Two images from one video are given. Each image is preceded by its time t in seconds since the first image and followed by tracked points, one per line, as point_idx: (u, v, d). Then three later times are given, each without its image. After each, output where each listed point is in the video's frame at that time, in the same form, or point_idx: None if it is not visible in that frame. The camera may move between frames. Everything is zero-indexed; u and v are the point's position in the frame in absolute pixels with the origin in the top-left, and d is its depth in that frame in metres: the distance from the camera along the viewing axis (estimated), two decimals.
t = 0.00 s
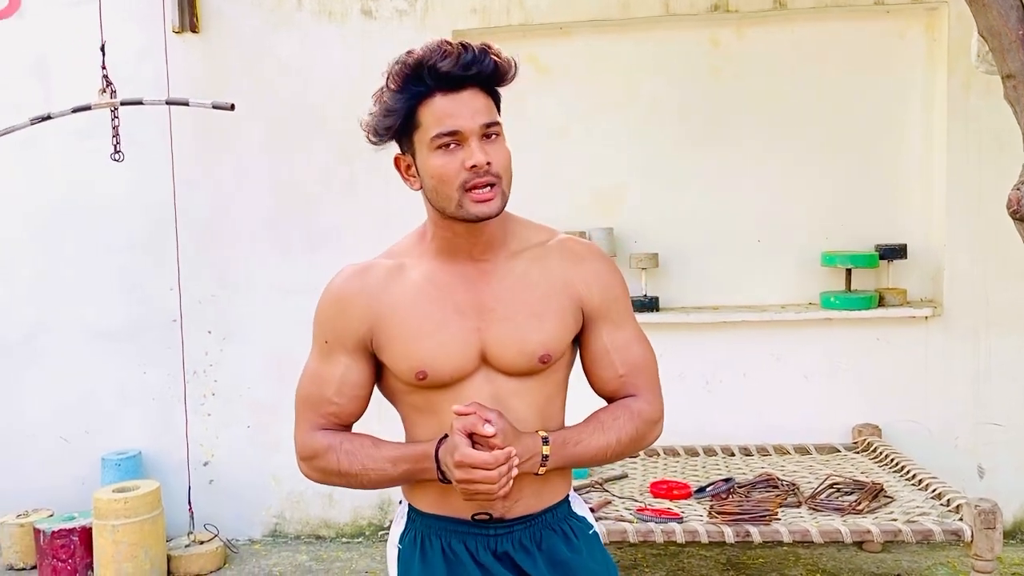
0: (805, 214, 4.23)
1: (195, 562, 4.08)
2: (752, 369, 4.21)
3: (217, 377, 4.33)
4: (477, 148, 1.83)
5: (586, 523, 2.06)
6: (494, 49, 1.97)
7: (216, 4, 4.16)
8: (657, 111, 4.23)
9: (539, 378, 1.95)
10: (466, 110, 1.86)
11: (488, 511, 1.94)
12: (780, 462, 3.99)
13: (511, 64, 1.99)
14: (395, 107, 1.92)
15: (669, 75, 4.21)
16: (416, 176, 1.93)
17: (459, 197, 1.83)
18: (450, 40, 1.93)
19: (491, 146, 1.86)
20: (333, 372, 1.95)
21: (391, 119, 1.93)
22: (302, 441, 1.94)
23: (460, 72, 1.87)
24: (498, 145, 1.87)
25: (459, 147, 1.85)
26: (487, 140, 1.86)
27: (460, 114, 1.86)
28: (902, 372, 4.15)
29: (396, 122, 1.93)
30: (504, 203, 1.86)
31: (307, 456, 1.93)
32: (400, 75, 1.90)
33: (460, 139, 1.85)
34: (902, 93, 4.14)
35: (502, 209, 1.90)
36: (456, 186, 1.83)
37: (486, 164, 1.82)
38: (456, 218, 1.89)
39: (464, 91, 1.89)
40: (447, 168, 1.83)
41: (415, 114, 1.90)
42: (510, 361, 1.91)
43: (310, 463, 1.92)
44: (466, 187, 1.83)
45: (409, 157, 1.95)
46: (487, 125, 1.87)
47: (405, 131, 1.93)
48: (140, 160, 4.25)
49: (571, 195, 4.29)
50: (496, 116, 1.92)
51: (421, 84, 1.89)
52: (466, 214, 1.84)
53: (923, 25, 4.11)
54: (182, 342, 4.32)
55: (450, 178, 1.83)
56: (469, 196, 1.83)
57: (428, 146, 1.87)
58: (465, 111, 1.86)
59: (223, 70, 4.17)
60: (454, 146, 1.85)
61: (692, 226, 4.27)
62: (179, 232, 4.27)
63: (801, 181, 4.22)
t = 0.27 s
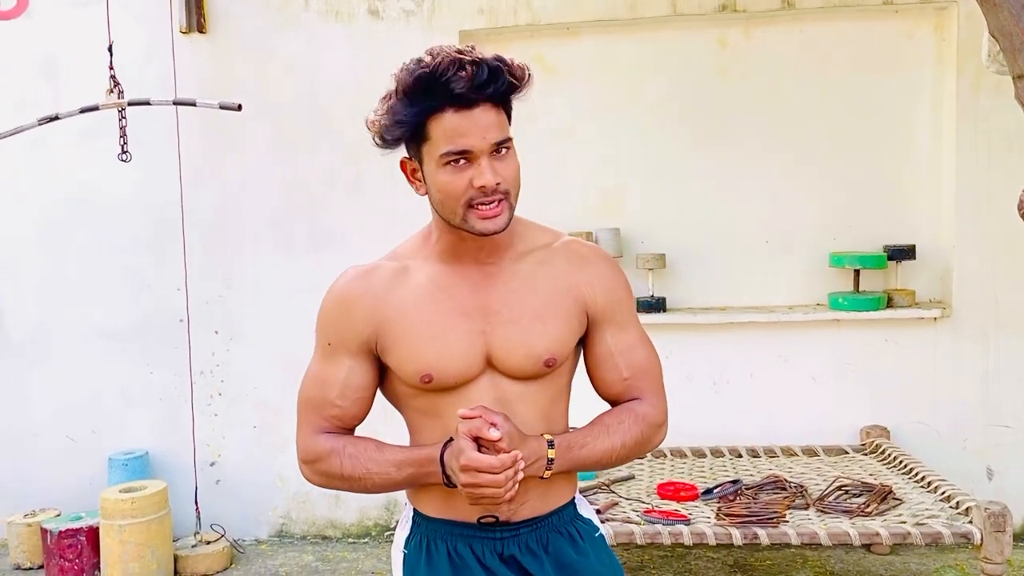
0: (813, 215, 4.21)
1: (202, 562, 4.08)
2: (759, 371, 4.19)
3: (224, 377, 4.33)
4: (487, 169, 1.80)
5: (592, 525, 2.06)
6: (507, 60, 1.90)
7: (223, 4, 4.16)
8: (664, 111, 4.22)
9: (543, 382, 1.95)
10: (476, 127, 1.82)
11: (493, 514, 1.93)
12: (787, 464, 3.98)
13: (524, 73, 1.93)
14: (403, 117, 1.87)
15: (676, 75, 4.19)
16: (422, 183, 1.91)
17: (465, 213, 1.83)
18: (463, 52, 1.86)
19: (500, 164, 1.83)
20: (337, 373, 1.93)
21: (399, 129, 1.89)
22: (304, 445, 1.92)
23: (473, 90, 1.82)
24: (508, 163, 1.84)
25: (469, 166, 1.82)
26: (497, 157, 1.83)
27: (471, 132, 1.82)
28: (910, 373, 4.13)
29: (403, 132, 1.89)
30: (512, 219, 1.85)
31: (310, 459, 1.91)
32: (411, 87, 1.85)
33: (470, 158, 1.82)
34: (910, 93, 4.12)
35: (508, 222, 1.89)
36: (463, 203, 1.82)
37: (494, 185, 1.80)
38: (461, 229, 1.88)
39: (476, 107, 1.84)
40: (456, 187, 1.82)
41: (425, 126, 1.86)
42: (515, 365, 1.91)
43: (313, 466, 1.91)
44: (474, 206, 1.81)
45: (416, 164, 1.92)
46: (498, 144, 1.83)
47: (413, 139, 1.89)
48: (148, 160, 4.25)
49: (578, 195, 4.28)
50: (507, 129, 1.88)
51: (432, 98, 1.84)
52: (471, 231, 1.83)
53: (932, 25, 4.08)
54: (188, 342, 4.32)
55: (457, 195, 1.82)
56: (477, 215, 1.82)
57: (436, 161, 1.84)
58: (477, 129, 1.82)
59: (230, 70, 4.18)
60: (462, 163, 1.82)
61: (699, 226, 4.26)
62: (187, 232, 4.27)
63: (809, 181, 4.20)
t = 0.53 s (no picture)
0: (817, 215, 4.19)
1: (205, 562, 4.07)
2: (763, 371, 4.18)
3: (227, 377, 4.33)
4: (489, 156, 1.79)
5: (594, 526, 2.05)
6: (513, 54, 1.90)
7: (226, 3, 4.16)
8: (667, 110, 4.20)
9: (547, 385, 1.94)
10: (479, 115, 1.81)
11: (495, 515, 1.92)
12: (791, 464, 3.96)
13: (530, 69, 1.93)
14: (406, 106, 1.86)
15: (680, 74, 4.18)
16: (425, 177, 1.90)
17: (467, 203, 1.80)
18: (468, 43, 1.87)
19: (503, 153, 1.81)
20: (340, 374, 1.91)
21: (403, 120, 1.88)
22: (306, 445, 1.91)
23: (477, 78, 1.82)
24: (511, 154, 1.82)
25: (471, 153, 1.80)
26: (500, 146, 1.81)
27: (474, 119, 1.81)
28: (915, 373, 4.11)
29: (406, 122, 1.88)
30: (514, 212, 1.82)
31: (312, 459, 1.90)
32: (414, 74, 1.85)
33: (473, 145, 1.80)
34: (916, 92, 4.10)
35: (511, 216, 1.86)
36: (465, 192, 1.79)
37: (496, 173, 1.78)
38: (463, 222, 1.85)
39: (479, 95, 1.83)
40: (457, 174, 1.79)
41: (428, 116, 1.85)
42: (519, 367, 1.90)
43: (315, 467, 1.89)
44: (475, 194, 1.78)
45: (420, 157, 1.91)
46: (501, 133, 1.82)
47: (416, 130, 1.88)
48: (150, 160, 4.25)
49: (582, 195, 4.27)
50: (511, 121, 1.87)
51: (436, 85, 1.84)
52: (473, 220, 1.80)
53: (937, 23, 4.07)
54: (191, 342, 4.32)
55: (458, 183, 1.79)
56: (478, 203, 1.79)
57: (439, 150, 1.82)
58: (479, 117, 1.81)
59: (233, 69, 4.17)
60: (465, 151, 1.80)
61: (703, 226, 4.24)
62: (189, 231, 4.27)
63: (814, 180, 4.18)
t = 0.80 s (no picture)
0: (818, 214, 4.19)
1: (205, 561, 4.08)
2: (764, 370, 4.17)
3: (228, 377, 4.34)
4: (495, 151, 1.80)
5: (598, 526, 2.05)
6: (523, 52, 1.91)
7: (226, 3, 4.16)
8: (667, 109, 4.20)
9: (552, 382, 1.94)
10: (486, 109, 1.82)
11: (499, 513, 1.93)
12: (792, 463, 3.96)
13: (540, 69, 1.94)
14: (416, 100, 1.88)
15: (680, 73, 4.18)
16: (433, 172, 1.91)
17: (472, 196, 1.81)
18: (478, 38, 1.89)
19: (510, 149, 1.82)
20: (346, 370, 1.92)
21: (412, 113, 1.89)
22: (313, 442, 1.91)
23: (485, 73, 1.83)
24: (517, 150, 1.83)
25: (477, 147, 1.81)
26: (506, 141, 1.82)
27: (481, 114, 1.82)
28: (916, 372, 4.11)
29: (415, 116, 1.89)
30: (518, 207, 1.83)
31: (318, 456, 1.90)
32: (424, 67, 1.86)
33: (479, 140, 1.81)
34: (916, 92, 4.10)
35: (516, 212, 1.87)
36: (470, 186, 1.80)
37: (501, 167, 1.79)
38: (468, 217, 1.86)
39: (487, 91, 1.84)
40: (463, 167, 1.80)
41: (436, 109, 1.86)
42: (524, 364, 1.90)
43: (322, 463, 1.90)
44: (480, 188, 1.80)
45: (428, 151, 1.92)
46: (508, 129, 1.83)
47: (424, 125, 1.89)
48: (151, 160, 4.26)
49: (582, 194, 4.27)
50: (519, 118, 1.88)
51: (444, 79, 1.85)
52: (478, 214, 1.81)
53: (937, 22, 4.06)
54: (192, 342, 4.33)
55: (464, 177, 1.80)
56: (482, 197, 1.80)
57: (446, 144, 1.83)
58: (487, 112, 1.82)
59: (233, 69, 4.18)
60: (471, 145, 1.82)
61: (703, 225, 4.25)
62: (190, 231, 4.27)
63: (814, 180, 4.18)
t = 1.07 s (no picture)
0: (816, 214, 4.21)
1: (205, 561, 4.09)
2: (762, 369, 4.19)
3: (228, 376, 4.35)
4: (506, 143, 1.85)
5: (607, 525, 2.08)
6: (540, 51, 1.97)
7: (225, 4, 4.17)
8: (666, 109, 4.22)
9: (565, 376, 1.97)
10: (499, 103, 1.87)
11: (511, 507, 1.95)
12: (790, 462, 3.98)
13: (556, 69, 1.98)
14: (435, 95, 1.94)
15: (678, 73, 4.19)
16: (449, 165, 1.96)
17: (482, 186, 1.86)
18: (497, 37, 1.95)
19: (522, 142, 1.87)
20: (366, 359, 1.90)
21: (431, 107, 1.95)
22: (330, 439, 1.84)
23: (499, 68, 1.89)
24: (529, 144, 1.87)
25: (489, 139, 1.86)
26: (518, 135, 1.87)
27: (494, 107, 1.87)
28: (914, 371, 4.12)
29: (434, 110, 1.95)
30: (529, 198, 1.88)
31: (335, 455, 1.82)
32: (443, 64, 1.92)
33: (492, 132, 1.86)
34: (915, 92, 4.12)
35: (528, 204, 1.91)
36: (481, 176, 1.85)
37: (512, 158, 1.83)
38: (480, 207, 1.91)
39: (502, 86, 1.89)
40: (474, 158, 1.85)
41: (453, 104, 1.92)
42: (538, 357, 1.93)
43: (338, 462, 1.81)
44: (490, 177, 1.85)
45: (445, 145, 1.97)
46: (520, 123, 1.87)
47: (442, 119, 1.95)
48: (151, 160, 4.27)
49: (581, 194, 4.28)
50: (532, 114, 1.93)
51: (461, 74, 1.91)
52: (487, 203, 1.86)
53: (935, 22, 4.08)
54: (192, 342, 4.34)
55: (475, 167, 1.85)
56: (492, 187, 1.85)
57: (460, 135, 1.89)
58: (500, 106, 1.87)
59: (232, 69, 4.19)
60: (484, 137, 1.86)
61: (702, 225, 4.26)
62: (189, 231, 4.28)
63: (813, 179, 4.20)
